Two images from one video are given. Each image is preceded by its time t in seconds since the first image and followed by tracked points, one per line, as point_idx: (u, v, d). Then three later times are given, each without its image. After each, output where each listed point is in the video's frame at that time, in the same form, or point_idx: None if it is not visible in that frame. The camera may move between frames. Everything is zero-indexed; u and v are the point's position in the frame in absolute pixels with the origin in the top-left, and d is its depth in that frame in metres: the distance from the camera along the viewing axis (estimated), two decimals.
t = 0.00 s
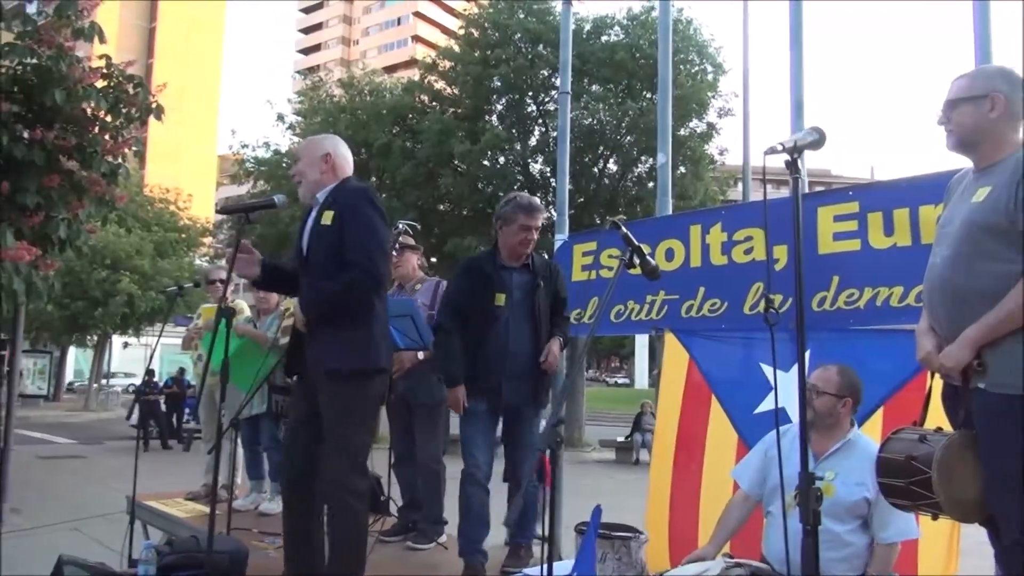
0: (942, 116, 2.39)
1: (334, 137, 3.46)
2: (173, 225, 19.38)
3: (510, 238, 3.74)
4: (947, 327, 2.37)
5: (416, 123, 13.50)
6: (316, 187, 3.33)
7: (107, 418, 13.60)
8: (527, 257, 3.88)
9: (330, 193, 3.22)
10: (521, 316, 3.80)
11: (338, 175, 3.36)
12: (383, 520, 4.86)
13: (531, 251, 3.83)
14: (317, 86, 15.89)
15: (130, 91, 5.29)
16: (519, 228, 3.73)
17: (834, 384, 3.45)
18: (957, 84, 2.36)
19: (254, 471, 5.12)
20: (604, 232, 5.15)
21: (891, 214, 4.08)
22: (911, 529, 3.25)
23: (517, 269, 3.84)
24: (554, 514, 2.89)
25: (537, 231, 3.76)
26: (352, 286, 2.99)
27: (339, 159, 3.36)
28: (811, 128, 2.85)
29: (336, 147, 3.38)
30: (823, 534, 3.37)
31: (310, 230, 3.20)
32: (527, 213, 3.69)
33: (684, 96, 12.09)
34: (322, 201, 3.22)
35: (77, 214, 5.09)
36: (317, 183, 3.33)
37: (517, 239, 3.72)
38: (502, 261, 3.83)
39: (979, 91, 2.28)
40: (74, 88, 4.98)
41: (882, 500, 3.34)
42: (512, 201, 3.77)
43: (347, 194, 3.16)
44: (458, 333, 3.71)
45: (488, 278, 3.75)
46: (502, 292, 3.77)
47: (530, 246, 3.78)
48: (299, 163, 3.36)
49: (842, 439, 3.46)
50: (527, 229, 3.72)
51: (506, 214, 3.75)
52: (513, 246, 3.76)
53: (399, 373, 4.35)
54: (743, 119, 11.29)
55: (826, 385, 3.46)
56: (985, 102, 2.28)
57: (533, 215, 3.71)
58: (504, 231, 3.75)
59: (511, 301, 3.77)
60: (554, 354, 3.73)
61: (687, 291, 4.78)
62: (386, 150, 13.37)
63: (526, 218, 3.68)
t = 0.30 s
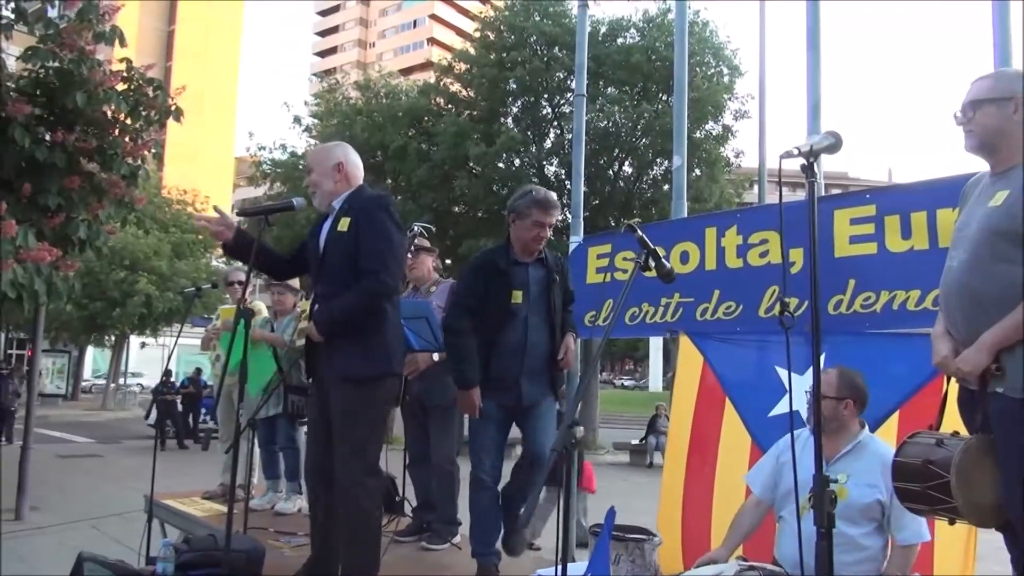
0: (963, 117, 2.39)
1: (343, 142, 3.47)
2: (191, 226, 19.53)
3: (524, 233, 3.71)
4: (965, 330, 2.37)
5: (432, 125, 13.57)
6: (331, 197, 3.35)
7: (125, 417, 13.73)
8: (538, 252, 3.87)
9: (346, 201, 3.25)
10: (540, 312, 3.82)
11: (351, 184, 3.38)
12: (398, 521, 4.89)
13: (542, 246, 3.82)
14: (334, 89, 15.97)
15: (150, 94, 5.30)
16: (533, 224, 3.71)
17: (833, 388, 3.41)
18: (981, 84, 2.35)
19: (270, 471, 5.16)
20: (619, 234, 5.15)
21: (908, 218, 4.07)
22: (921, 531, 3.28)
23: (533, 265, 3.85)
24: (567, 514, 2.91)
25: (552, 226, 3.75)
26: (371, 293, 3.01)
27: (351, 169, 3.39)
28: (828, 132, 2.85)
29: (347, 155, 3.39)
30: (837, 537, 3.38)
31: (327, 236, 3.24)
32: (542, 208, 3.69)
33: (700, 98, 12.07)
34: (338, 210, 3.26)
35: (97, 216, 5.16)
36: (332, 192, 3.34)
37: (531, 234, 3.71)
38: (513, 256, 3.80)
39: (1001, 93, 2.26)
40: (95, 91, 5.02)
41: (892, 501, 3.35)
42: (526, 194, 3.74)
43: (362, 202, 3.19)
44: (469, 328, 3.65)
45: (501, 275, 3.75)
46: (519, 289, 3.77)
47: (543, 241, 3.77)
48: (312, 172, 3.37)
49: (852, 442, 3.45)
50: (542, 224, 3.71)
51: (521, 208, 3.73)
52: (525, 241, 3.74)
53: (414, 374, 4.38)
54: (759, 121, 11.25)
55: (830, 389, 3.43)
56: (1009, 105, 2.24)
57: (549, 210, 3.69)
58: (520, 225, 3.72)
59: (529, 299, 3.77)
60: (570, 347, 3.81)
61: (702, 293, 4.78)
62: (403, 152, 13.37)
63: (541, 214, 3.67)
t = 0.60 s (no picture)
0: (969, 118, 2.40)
1: (341, 149, 3.50)
2: (199, 229, 19.60)
3: (548, 233, 3.73)
4: (972, 331, 2.36)
5: (437, 127, 13.70)
6: (330, 203, 3.37)
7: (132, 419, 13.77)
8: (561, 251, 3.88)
9: (345, 210, 3.29)
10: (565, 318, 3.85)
11: (350, 193, 3.41)
12: (404, 522, 4.90)
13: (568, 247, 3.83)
14: (341, 91, 16.01)
15: (157, 97, 5.47)
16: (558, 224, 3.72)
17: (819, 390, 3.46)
18: (987, 85, 2.36)
19: (276, 472, 5.18)
20: (624, 236, 5.16)
21: (915, 219, 4.06)
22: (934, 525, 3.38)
23: (559, 266, 3.88)
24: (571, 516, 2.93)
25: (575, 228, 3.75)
26: (382, 299, 3.06)
27: (351, 178, 3.42)
28: (832, 133, 2.85)
29: (347, 164, 3.43)
30: (840, 539, 3.44)
31: (324, 246, 3.27)
32: (566, 208, 3.67)
33: (706, 100, 12.14)
34: (337, 218, 3.29)
35: (104, 217, 5.21)
36: (331, 200, 3.37)
37: (556, 235, 3.72)
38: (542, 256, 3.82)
39: (1007, 94, 2.27)
40: (103, 94, 5.08)
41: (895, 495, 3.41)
42: (552, 194, 3.74)
43: (363, 212, 3.25)
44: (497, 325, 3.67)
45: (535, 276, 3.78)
46: (548, 292, 3.80)
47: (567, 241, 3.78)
48: (310, 177, 3.38)
49: (849, 442, 3.53)
50: (567, 226, 3.70)
51: (547, 208, 3.72)
52: (551, 242, 3.76)
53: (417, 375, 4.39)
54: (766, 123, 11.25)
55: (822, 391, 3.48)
56: (1015, 105, 2.26)
57: (574, 212, 3.68)
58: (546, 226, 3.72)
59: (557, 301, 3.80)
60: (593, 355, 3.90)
61: (707, 295, 4.77)
62: (407, 154, 13.59)
63: (566, 215, 3.66)
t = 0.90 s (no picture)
0: (970, 119, 2.39)
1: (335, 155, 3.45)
2: (200, 231, 19.62)
3: (575, 226, 3.29)
4: (977, 333, 2.35)
5: (439, 129, 13.53)
6: (329, 210, 3.34)
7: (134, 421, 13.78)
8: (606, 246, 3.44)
9: (342, 221, 3.28)
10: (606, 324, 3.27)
11: (347, 201, 3.40)
12: (405, 524, 4.89)
13: (605, 243, 3.32)
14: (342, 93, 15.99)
15: (159, 99, 5.33)
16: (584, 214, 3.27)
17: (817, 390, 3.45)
18: (988, 85, 2.35)
19: (278, 475, 5.16)
20: (628, 237, 5.16)
21: (917, 219, 4.04)
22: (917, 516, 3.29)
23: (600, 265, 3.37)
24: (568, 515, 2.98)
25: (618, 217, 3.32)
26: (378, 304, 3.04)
27: (348, 185, 3.41)
28: (833, 133, 2.84)
29: (345, 171, 3.41)
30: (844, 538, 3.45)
31: (320, 257, 3.26)
32: (591, 196, 3.22)
33: (706, 100, 11.96)
34: (335, 226, 3.28)
35: (105, 220, 5.17)
36: (330, 206, 3.33)
37: (583, 226, 3.27)
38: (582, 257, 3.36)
39: (1008, 94, 2.26)
40: (104, 96, 4.98)
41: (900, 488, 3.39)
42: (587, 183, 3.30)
43: (363, 224, 3.24)
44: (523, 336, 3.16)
45: (572, 275, 3.26)
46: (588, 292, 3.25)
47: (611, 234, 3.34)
48: (310, 182, 3.32)
49: (847, 440, 3.54)
50: (599, 216, 3.24)
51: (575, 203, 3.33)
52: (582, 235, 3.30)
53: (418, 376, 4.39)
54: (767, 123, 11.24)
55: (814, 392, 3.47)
56: (1015, 104, 2.25)
57: (603, 199, 3.23)
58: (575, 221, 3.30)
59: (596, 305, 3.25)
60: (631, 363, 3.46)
61: (708, 296, 4.77)
62: (409, 155, 13.46)
63: (588, 202, 3.21)
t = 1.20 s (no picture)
0: (970, 119, 2.38)
1: (343, 151, 3.46)
2: (201, 232, 19.60)
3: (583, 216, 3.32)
4: (981, 333, 2.34)
5: (440, 130, 13.48)
6: (335, 209, 3.35)
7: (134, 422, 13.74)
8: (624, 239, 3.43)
9: (346, 220, 3.27)
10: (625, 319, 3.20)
11: (353, 199, 3.41)
12: (406, 525, 4.88)
13: (613, 232, 3.29)
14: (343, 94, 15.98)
15: (159, 100, 5.28)
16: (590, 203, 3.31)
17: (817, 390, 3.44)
18: (988, 85, 2.34)
19: (278, 476, 5.15)
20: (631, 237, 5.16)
21: (919, 219, 4.03)
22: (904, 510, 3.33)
23: (617, 259, 3.35)
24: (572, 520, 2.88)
25: (626, 205, 3.31)
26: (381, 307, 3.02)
27: (355, 183, 3.42)
28: (836, 132, 2.83)
29: (352, 169, 3.42)
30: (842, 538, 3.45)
31: (322, 257, 3.25)
32: (594, 183, 3.27)
33: (708, 101, 11.96)
34: (338, 225, 3.28)
35: (106, 221, 5.14)
36: (336, 204, 3.35)
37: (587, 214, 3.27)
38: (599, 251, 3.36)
39: (1007, 93, 2.25)
40: (104, 97, 4.97)
41: (896, 488, 3.38)
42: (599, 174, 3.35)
43: (366, 225, 3.22)
44: (531, 331, 3.22)
45: (583, 270, 3.24)
46: (602, 286, 3.23)
47: (621, 223, 3.33)
48: (318, 179, 3.33)
49: (847, 439, 3.53)
50: (601, 202, 3.25)
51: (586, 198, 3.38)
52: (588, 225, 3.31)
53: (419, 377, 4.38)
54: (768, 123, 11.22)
55: (814, 392, 3.46)
56: (1014, 104, 2.24)
57: (603, 186, 3.25)
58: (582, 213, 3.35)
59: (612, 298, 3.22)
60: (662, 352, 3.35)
61: (710, 296, 4.75)
62: (409, 156, 13.43)
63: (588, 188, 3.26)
